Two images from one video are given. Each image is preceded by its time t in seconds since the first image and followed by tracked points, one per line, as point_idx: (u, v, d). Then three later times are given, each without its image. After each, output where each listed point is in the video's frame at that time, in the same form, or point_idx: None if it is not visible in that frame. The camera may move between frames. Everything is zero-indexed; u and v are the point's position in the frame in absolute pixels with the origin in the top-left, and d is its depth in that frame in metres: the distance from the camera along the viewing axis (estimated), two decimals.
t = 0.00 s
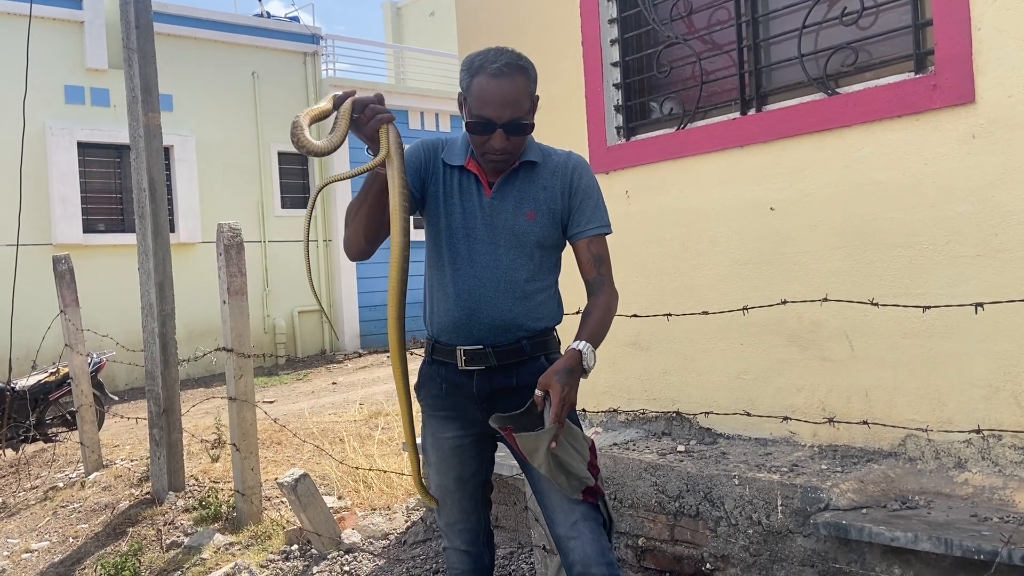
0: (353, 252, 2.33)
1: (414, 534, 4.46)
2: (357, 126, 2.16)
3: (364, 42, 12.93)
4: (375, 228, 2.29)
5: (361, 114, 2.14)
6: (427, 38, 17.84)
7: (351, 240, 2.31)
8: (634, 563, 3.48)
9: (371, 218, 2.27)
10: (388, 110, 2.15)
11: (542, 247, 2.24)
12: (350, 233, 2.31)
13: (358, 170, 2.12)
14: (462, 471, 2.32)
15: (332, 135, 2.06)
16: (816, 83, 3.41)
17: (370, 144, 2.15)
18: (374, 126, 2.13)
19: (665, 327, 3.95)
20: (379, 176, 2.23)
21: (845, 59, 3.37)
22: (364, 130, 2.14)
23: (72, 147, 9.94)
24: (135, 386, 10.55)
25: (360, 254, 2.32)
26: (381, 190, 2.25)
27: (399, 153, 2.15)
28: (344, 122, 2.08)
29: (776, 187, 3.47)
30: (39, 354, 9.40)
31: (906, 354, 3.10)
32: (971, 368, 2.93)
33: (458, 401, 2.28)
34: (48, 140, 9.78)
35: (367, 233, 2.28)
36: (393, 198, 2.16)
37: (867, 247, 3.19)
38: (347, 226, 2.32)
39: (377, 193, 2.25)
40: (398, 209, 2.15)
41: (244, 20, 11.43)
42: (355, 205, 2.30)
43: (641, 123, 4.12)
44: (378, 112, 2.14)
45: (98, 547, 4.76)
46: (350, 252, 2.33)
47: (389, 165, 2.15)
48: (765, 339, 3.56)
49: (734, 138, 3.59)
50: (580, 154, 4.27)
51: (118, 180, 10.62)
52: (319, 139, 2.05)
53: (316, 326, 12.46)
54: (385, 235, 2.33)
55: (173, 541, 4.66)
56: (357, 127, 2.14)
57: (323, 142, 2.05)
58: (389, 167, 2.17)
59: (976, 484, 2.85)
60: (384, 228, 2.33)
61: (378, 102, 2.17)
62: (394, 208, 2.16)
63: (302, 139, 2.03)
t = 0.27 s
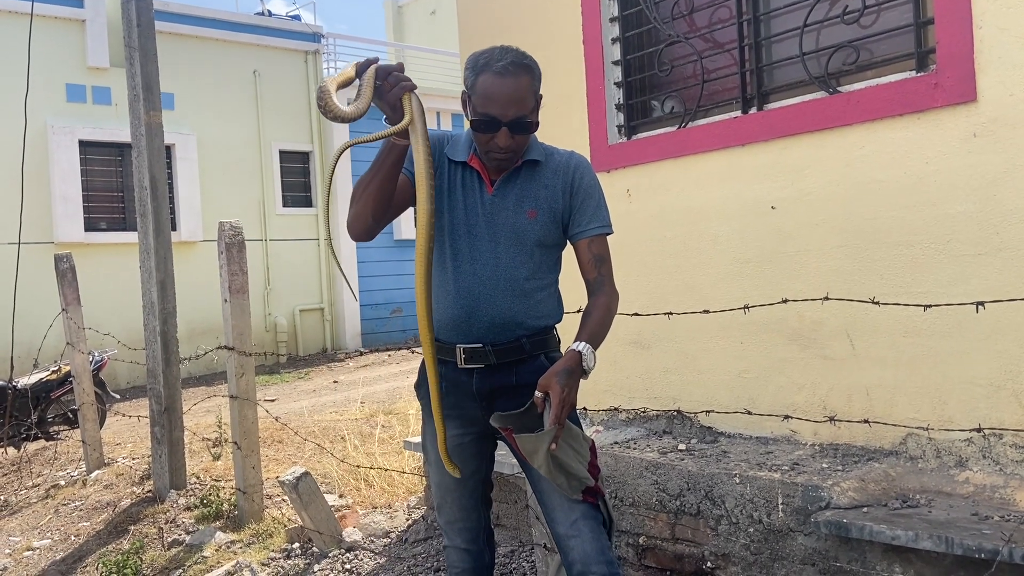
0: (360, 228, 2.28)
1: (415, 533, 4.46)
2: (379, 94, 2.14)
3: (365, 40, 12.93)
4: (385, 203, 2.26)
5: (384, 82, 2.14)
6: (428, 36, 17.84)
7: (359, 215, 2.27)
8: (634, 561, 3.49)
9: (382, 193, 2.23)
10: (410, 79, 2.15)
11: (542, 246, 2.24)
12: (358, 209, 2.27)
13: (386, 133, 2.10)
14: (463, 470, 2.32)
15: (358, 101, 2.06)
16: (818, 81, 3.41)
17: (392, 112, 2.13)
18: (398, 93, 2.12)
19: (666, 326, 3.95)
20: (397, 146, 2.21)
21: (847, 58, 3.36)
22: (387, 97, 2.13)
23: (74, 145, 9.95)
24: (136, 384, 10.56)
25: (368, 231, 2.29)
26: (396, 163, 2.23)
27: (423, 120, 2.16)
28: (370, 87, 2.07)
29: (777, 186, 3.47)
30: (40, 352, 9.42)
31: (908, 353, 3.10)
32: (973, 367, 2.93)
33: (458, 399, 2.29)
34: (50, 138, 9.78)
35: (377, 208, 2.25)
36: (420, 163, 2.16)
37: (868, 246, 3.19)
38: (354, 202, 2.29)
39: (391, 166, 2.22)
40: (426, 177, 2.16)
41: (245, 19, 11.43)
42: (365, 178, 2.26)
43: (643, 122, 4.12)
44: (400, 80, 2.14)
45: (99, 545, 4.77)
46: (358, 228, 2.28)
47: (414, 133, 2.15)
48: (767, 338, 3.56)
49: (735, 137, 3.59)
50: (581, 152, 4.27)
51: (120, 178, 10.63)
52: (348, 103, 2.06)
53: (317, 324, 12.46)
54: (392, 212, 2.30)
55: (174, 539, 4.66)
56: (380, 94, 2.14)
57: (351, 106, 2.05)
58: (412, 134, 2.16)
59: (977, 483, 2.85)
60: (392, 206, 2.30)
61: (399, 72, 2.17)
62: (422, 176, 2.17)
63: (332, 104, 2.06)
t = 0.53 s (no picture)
0: (371, 207, 2.25)
1: (417, 531, 4.46)
2: (403, 67, 2.20)
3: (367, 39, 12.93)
4: (398, 182, 2.23)
5: (410, 55, 2.21)
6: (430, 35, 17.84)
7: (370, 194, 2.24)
8: (637, 559, 3.49)
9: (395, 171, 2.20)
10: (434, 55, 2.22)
11: (544, 245, 2.24)
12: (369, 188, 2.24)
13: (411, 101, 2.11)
14: (464, 468, 2.32)
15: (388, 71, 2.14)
16: (820, 80, 3.40)
17: (417, 84, 2.19)
18: (423, 66, 2.19)
19: (668, 325, 3.95)
20: (417, 122, 2.18)
21: (849, 57, 3.35)
22: (412, 70, 2.20)
23: (76, 144, 9.96)
24: (138, 383, 10.57)
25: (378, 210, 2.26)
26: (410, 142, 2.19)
27: (445, 94, 2.18)
28: (397, 60, 2.16)
29: (779, 185, 3.46)
30: (43, 351, 9.43)
31: (910, 352, 3.10)
32: (975, 366, 2.93)
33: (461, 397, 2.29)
34: (52, 137, 9.79)
35: (389, 187, 2.22)
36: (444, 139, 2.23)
37: (871, 245, 3.19)
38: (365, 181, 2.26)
39: (406, 145, 2.19)
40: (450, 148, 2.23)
41: (247, 17, 11.45)
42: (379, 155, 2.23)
43: (645, 121, 4.12)
44: (426, 53, 2.20)
45: (102, 543, 4.78)
46: (369, 207, 2.25)
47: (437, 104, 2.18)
48: (769, 338, 3.56)
49: (738, 136, 3.59)
50: (583, 151, 4.27)
51: (122, 177, 10.64)
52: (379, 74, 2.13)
53: (319, 323, 12.47)
54: (401, 195, 2.26)
55: (176, 538, 4.67)
56: (405, 67, 2.20)
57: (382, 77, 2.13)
58: (435, 107, 2.20)
59: (980, 482, 2.85)
60: (403, 188, 2.26)
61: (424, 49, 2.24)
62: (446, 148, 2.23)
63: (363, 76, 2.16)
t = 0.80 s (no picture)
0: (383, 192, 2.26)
1: (419, 530, 4.46)
2: (421, 50, 2.18)
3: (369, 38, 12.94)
4: (410, 170, 2.24)
5: (428, 38, 2.19)
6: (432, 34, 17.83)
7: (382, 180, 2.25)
8: (639, 558, 3.49)
9: (408, 158, 2.21)
10: (453, 39, 2.20)
11: (547, 243, 2.24)
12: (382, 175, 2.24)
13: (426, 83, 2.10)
14: (467, 466, 2.32)
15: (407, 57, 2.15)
16: (823, 79, 3.40)
17: (435, 67, 2.17)
18: (441, 50, 2.17)
19: (670, 324, 3.95)
20: (432, 107, 2.17)
21: (853, 56, 3.35)
22: (431, 53, 2.17)
23: (78, 143, 9.98)
24: (141, 381, 10.59)
25: (390, 198, 2.27)
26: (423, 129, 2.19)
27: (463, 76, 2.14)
28: (416, 44, 2.16)
29: (782, 183, 3.46)
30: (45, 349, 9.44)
31: (912, 352, 3.10)
32: (978, 366, 2.93)
33: (463, 395, 2.28)
34: (54, 136, 9.81)
35: (401, 175, 2.23)
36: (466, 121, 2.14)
37: (874, 244, 3.19)
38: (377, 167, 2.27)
39: (419, 132, 2.19)
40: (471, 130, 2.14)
41: (250, 16, 11.45)
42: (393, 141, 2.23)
43: (647, 120, 4.11)
44: (445, 38, 2.19)
45: (104, 541, 4.79)
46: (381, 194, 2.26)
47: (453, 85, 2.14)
48: (771, 337, 3.56)
49: (740, 135, 3.59)
50: (586, 150, 4.27)
51: (125, 176, 10.65)
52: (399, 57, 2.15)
53: (321, 322, 12.48)
54: (413, 183, 2.26)
55: (179, 535, 4.68)
56: (424, 50, 2.18)
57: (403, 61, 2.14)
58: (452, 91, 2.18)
59: (982, 481, 2.85)
60: (414, 177, 2.26)
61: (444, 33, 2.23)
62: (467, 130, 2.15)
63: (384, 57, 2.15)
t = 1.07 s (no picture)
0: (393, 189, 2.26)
1: (420, 529, 4.46)
2: (438, 46, 2.18)
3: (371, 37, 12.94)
4: (421, 168, 2.23)
5: (444, 35, 2.19)
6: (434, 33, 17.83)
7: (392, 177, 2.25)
8: (640, 558, 3.50)
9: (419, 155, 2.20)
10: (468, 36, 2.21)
11: (549, 244, 2.25)
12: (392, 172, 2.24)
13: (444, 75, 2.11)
14: (468, 466, 2.32)
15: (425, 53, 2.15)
16: (825, 78, 3.39)
17: (450, 64, 2.17)
18: (457, 47, 2.18)
19: (672, 323, 3.95)
20: (446, 102, 2.18)
21: (855, 55, 3.35)
22: (447, 49, 2.18)
23: (80, 142, 9.99)
24: (143, 380, 10.60)
25: (399, 195, 2.27)
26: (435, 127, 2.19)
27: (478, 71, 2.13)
28: (433, 40, 2.15)
29: (784, 183, 3.46)
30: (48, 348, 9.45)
31: (915, 351, 3.09)
32: (980, 365, 2.92)
33: (465, 395, 2.28)
34: (57, 135, 9.82)
35: (412, 172, 2.22)
36: (481, 111, 2.10)
37: (876, 244, 3.18)
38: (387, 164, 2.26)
39: (432, 129, 2.18)
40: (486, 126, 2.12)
41: (252, 16, 11.46)
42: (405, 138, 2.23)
43: (649, 119, 4.11)
44: (460, 34, 2.19)
45: (107, 540, 4.80)
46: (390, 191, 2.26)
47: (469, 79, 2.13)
48: (773, 336, 3.56)
49: (742, 134, 3.59)
50: (587, 150, 4.27)
51: (127, 175, 10.66)
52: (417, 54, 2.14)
53: (322, 321, 12.49)
54: (423, 181, 2.26)
55: (181, 534, 4.68)
56: (440, 46, 2.18)
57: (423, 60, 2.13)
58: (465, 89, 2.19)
59: (984, 481, 2.85)
60: (425, 175, 2.26)
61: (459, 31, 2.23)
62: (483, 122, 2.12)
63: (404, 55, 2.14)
